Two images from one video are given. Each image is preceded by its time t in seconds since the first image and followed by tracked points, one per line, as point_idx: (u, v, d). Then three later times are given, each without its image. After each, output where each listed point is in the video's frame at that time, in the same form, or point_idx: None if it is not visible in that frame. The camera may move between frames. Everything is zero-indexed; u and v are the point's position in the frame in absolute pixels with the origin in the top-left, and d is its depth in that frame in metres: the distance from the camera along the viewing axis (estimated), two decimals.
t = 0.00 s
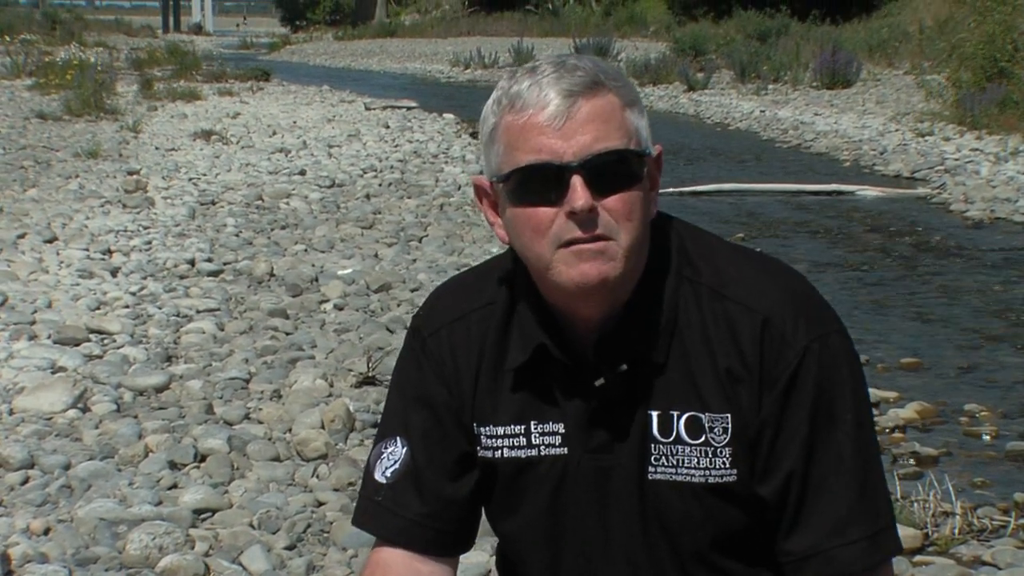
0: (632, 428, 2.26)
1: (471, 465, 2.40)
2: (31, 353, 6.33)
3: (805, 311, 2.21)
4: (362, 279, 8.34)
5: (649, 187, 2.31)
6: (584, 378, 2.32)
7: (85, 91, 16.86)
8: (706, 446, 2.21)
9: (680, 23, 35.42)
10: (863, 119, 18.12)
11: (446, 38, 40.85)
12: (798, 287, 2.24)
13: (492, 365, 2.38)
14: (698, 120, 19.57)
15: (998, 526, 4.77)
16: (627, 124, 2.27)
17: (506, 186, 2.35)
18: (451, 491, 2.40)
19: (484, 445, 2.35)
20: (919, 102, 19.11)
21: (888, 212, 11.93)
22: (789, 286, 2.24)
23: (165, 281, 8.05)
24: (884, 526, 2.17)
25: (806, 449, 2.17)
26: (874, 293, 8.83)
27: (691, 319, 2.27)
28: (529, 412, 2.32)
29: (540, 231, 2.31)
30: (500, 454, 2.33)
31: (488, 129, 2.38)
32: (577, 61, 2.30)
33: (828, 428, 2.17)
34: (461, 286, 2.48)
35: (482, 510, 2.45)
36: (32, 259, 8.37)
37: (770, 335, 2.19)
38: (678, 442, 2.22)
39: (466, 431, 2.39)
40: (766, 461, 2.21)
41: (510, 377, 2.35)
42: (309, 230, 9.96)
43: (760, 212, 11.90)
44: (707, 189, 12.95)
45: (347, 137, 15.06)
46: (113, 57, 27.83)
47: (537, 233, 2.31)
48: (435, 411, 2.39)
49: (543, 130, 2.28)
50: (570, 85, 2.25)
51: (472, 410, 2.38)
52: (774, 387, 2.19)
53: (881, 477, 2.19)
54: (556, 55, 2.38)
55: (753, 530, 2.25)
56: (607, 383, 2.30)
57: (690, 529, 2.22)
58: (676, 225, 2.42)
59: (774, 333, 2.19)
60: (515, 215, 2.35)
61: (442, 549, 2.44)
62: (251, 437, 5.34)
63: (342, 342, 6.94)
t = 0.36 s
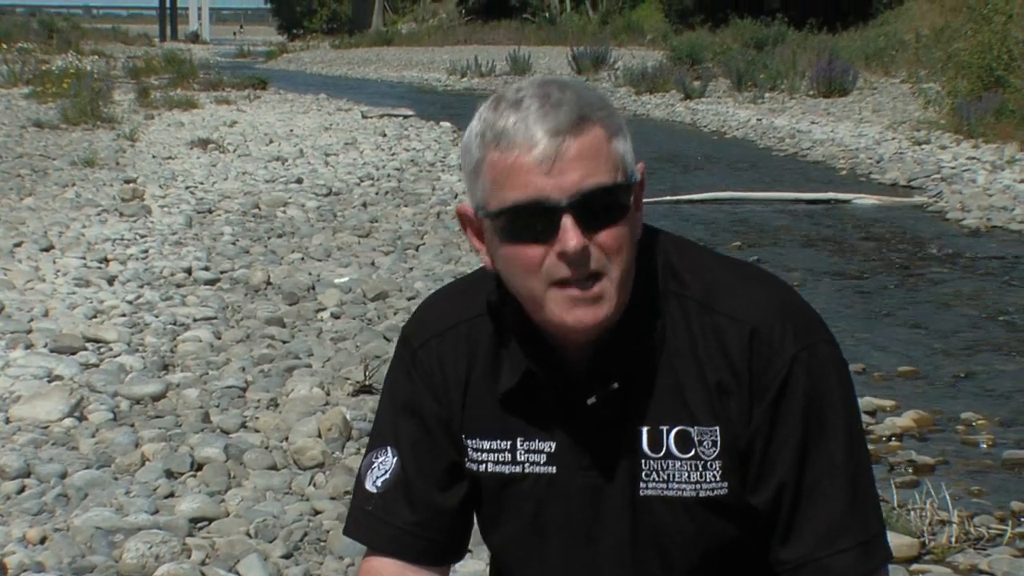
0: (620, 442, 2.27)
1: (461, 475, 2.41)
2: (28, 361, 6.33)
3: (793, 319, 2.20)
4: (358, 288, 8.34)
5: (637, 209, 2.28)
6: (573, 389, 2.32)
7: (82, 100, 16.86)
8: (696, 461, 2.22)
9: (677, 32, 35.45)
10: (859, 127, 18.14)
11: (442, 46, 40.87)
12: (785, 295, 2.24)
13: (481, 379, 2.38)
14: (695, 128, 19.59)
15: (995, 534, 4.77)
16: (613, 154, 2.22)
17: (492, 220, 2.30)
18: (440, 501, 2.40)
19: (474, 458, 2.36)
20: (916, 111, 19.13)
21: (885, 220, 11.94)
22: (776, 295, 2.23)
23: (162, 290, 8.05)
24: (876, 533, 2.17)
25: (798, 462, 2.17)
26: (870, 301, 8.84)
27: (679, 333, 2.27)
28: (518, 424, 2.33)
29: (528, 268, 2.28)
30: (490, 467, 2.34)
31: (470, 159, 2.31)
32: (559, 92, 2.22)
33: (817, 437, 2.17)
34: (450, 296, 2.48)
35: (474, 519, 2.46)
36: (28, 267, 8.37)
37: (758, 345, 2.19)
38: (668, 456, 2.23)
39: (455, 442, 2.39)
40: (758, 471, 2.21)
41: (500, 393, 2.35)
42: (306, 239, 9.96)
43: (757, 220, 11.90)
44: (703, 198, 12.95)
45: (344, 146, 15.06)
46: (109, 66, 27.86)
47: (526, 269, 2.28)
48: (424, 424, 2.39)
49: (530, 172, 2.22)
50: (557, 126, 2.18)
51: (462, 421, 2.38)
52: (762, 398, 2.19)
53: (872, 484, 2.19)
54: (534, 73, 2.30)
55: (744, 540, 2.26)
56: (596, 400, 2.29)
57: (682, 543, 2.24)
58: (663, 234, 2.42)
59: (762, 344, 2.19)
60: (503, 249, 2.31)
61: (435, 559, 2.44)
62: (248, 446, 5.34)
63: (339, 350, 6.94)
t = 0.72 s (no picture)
0: (613, 448, 2.26)
1: (457, 477, 2.41)
2: (24, 365, 6.32)
3: (785, 325, 2.19)
4: (356, 291, 8.34)
5: (627, 216, 2.29)
6: (565, 396, 2.32)
7: (79, 103, 16.85)
8: (689, 467, 2.21)
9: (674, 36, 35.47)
10: (857, 130, 18.16)
11: (439, 49, 40.88)
12: (777, 301, 2.23)
13: (475, 383, 2.38)
14: (692, 131, 19.61)
15: (992, 537, 4.77)
16: (600, 160, 2.24)
17: (479, 224, 2.32)
18: (439, 504, 2.40)
19: (469, 461, 2.36)
20: (913, 114, 19.15)
21: (883, 223, 11.94)
22: (768, 301, 2.23)
23: (159, 293, 8.05)
24: (868, 541, 2.16)
25: (789, 470, 2.17)
26: (867, 305, 8.84)
27: (671, 338, 2.27)
28: (513, 429, 2.32)
29: (514, 271, 2.29)
30: (484, 471, 2.34)
31: (460, 164, 2.34)
32: (550, 95, 2.25)
33: (809, 447, 2.16)
34: (445, 301, 2.48)
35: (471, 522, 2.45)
36: (25, 270, 8.37)
37: (751, 350, 2.18)
38: (662, 463, 2.22)
39: (451, 445, 2.39)
40: (752, 477, 2.21)
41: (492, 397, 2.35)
42: (303, 242, 9.96)
43: (754, 223, 11.90)
44: (700, 201, 12.96)
45: (341, 149, 15.07)
46: (106, 69, 27.87)
47: (511, 272, 2.30)
48: (419, 426, 2.40)
49: (515, 174, 2.24)
50: (544, 127, 2.21)
51: (457, 425, 2.38)
52: (755, 403, 2.18)
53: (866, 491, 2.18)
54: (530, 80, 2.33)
55: (737, 546, 2.25)
56: (588, 406, 2.29)
57: (677, 549, 2.23)
58: (656, 243, 2.41)
59: (755, 350, 2.18)
60: (489, 253, 2.33)
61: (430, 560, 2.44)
62: (245, 449, 5.34)
63: (336, 353, 6.94)
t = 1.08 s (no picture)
0: (608, 449, 2.26)
1: (454, 478, 2.41)
2: (17, 366, 6.32)
3: (781, 327, 2.20)
4: (349, 292, 8.34)
5: (614, 218, 2.24)
6: (560, 398, 2.31)
7: (71, 105, 16.84)
8: (682, 468, 2.20)
9: (667, 37, 35.49)
10: (849, 132, 18.17)
11: (432, 50, 40.88)
12: (773, 302, 2.23)
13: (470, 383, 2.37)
14: (684, 133, 19.60)
15: (984, 538, 4.77)
16: (585, 172, 2.17)
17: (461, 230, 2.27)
18: (437, 504, 2.40)
19: (464, 463, 2.35)
20: (905, 116, 19.16)
21: (875, 225, 11.95)
22: (763, 303, 2.23)
23: (151, 294, 8.05)
24: (862, 541, 2.18)
25: (783, 473, 2.18)
26: (858, 306, 8.85)
27: (665, 341, 2.26)
28: (508, 430, 2.31)
29: (496, 280, 2.25)
30: (479, 471, 2.34)
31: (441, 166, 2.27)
32: (530, 105, 2.17)
33: (803, 447, 2.17)
34: (440, 302, 2.47)
35: (467, 523, 2.45)
36: (17, 272, 8.37)
37: (746, 352, 2.19)
38: (655, 464, 2.21)
39: (447, 446, 2.39)
40: (747, 478, 2.21)
41: (486, 400, 2.34)
42: (296, 243, 9.96)
43: (747, 225, 11.91)
44: (692, 202, 12.96)
45: (333, 150, 15.06)
46: (98, 70, 27.86)
47: (494, 280, 2.25)
48: (413, 427, 2.40)
49: (496, 190, 2.18)
50: (523, 146, 2.13)
51: (453, 424, 2.38)
52: (751, 405, 2.18)
53: (861, 491, 2.20)
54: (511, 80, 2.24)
55: (732, 546, 2.25)
56: (583, 408, 2.28)
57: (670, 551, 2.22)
58: (650, 242, 2.41)
59: (750, 351, 2.18)
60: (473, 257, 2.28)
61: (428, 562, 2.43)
62: (239, 451, 5.34)
63: (328, 355, 6.93)
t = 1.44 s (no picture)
0: (602, 452, 2.26)
1: (445, 480, 2.39)
2: (10, 366, 6.31)
3: (776, 328, 2.20)
4: (343, 292, 8.34)
5: (607, 238, 2.18)
6: (554, 401, 2.30)
7: (65, 104, 16.83)
8: (676, 472, 2.20)
9: (661, 36, 35.49)
10: (844, 131, 18.18)
11: (426, 50, 40.88)
12: (767, 304, 2.23)
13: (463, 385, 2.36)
14: (679, 132, 19.60)
15: (978, 537, 4.77)
16: (578, 204, 2.10)
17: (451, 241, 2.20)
18: (429, 504, 2.38)
19: (457, 465, 2.35)
20: (900, 115, 19.17)
21: (869, 224, 11.96)
22: (757, 304, 2.23)
23: (145, 294, 8.04)
24: (857, 542, 2.17)
25: (778, 475, 2.17)
26: (852, 305, 8.86)
27: (658, 343, 2.26)
28: (501, 433, 2.31)
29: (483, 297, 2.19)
30: (472, 472, 2.33)
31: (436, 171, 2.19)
32: (527, 131, 2.08)
33: (798, 448, 2.17)
34: (433, 301, 2.45)
35: (459, 525, 2.44)
36: (10, 271, 8.36)
37: (741, 354, 2.19)
38: (650, 469, 2.22)
39: (439, 448, 2.38)
40: (742, 479, 2.21)
41: (479, 402, 2.33)
42: (291, 243, 9.96)
43: (741, 224, 11.91)
44: (686, 201, 12.97)
45: (327, 149, 15.05)
46: (93, 69, 27.86)
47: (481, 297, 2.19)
48: (405, 430, 2.38)
49: (485, 217, 2.10)
50: (514, 178, 2.06)
51: (445, 425, 2.36)
52: (745, 407, 2.19)
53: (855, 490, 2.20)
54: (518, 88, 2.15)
55: (726, 550, 2.25)
56: (576, 412, 2.28)
57: (664, 554, 2.22)
58: (644, 244, 2.40)
59: (744, 353, 2.19)
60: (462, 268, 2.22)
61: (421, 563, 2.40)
62: (233, 450, 5.34)
63: (323, 354, 6.93)
